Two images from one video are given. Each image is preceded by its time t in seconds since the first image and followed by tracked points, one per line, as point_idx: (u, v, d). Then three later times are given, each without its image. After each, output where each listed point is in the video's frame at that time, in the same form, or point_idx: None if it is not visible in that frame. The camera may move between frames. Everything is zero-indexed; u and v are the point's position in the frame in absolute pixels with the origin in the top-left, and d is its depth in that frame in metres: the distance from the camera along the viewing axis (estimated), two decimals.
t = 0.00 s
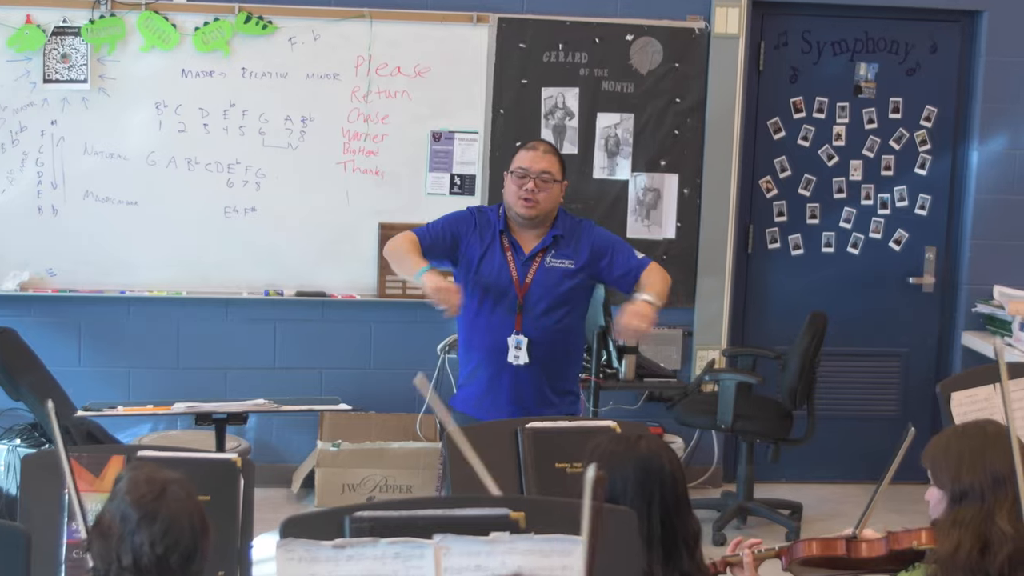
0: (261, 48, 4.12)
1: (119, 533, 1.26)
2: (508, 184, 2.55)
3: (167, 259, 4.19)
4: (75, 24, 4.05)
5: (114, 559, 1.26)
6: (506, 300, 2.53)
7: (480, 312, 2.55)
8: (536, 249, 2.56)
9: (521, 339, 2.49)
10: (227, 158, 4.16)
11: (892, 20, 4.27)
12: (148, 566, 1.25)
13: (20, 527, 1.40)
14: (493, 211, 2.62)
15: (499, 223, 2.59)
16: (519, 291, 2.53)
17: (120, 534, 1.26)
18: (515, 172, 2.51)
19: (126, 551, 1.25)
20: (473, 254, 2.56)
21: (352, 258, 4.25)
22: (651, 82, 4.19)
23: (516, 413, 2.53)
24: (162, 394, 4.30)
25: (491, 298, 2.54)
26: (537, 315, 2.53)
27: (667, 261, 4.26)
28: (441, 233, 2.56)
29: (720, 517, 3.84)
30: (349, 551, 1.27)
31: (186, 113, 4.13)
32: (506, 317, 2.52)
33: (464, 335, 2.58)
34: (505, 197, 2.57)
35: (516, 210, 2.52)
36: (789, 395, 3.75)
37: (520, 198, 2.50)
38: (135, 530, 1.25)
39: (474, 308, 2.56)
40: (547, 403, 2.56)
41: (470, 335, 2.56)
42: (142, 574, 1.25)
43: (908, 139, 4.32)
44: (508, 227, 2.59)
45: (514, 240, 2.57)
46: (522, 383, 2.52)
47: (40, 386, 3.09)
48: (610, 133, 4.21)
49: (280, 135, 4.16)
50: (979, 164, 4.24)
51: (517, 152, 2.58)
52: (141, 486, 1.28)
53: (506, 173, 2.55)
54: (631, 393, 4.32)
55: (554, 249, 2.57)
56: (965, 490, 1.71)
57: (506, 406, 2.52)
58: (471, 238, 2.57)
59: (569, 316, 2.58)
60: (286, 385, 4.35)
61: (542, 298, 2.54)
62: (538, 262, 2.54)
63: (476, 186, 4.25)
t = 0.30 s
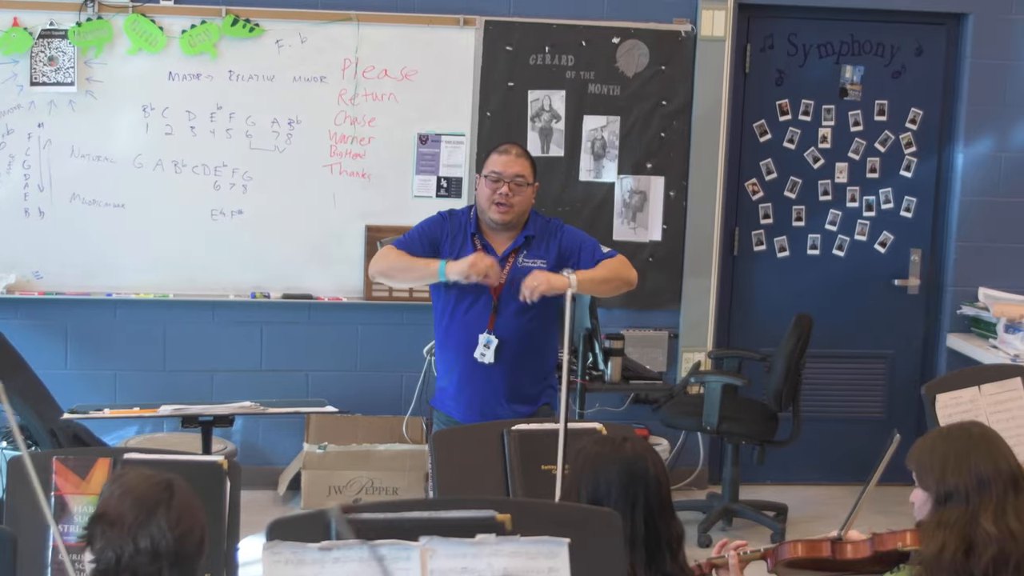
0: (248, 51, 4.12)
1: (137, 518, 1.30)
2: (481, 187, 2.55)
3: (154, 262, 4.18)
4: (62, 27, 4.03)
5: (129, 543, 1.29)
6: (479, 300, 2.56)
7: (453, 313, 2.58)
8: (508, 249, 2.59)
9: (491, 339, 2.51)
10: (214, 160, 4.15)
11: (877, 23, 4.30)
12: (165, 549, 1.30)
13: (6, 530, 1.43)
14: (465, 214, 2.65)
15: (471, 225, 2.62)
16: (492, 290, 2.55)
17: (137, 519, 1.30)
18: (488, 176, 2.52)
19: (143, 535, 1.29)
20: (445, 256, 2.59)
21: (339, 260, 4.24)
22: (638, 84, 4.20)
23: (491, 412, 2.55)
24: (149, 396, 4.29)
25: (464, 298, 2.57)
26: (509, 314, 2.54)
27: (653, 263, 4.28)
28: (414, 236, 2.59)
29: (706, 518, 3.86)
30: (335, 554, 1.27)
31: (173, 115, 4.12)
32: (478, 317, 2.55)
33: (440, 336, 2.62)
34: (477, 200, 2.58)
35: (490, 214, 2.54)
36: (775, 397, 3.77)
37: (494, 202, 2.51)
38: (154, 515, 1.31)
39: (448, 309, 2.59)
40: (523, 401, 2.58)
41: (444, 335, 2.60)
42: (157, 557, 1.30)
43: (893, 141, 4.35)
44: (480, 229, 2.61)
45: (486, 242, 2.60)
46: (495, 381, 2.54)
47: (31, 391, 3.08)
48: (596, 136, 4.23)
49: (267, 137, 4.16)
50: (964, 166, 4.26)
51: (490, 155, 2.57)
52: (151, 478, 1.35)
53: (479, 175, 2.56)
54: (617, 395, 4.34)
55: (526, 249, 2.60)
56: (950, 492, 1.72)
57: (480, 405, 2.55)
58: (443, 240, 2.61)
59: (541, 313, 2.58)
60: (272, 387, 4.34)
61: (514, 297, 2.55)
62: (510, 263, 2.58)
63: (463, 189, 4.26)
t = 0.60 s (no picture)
0: (230, 54, 4.10)
1: (133, 509, 1.35)
2: (482, 194, 2.55)
3: (136, 265, 4.16)
4: (44, 30, 4.01)
5: (126, 532, 1.33)
6: (477, 296, 2.60)
7: (449, 310, 2.60)
8: (501, 247, 2.63)
9: (495, 334, 2.57)
10: (196, 163, 4.14)
11: (858, 26, 4.33)
12: (159, 538, 1.34)
13: None
14: (449, 212, 2.66)
15: (460, 224, 2.63)
16: (491, 286, 2.60)
17: (133, 510, 1.35)
18: (491, 186, 2.51)
19: (139, 524, 1.34)
20: (439, 255, 2.59)
21: (321, 263, 4.23)
22: (620, 87, 4.22)
23: (493, 405, 2.59)
24: (131, 399, 4.27)
25: (461, 296, 2.60)
26: (508, 308, 2.61)
27: (634, 265, 4.29)
28: (405, 236, 2.58)
29: (687, 520, 3.87)
30: (317, 556, 1.28)
31: (155, 118, 4.11)
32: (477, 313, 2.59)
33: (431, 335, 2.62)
34: (474, 204, 2.58)
35: (494, 220, 2.56)
36: (756, 399, 3.79)
37: (499, 210, 2.54)
38: (148, 506, 1.36)
39: (441, 307, 2.60)
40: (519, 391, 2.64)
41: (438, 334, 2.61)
42: (151, 546, 1.34)
43: (874, 144, 4.37)
44: (471, 228, 2.63)
45: (479, 240, 2.62)
46: (496, 376, 2.59)
47: (12, 392, 3.06)
48: (578, 138, 4.24)
49: (249, 140, 4.15)
50: (944, 168, 4.30)
51: (484, 158, 2.55)
52: (144, 482, 1.42)
53: (477, 181, 2.54)
54: (598, 396, 4.35)
55: (518, 244, 2.65)
56: (930, 493, 1.74)
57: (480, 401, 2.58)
58: (434, 239, 2.60)
59: (534, 307, 2.67)
60: (254, 390, 4.33)
61: (512, 291, 2.62)
62: (505, 258, 2.62)
63: (445, 191, 4.26)
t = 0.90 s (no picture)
0: (205, 56, 4.09)
1: (106, 509, 1.42)
2: (501, 199, 2.60)
3: (110, 267, 4.13)
4: (19, 32, 3.99)
5: (99, 531, 1.40)
6: (495, 298, 2.64)
7: (469, 313, 2.63)
8: (517, 251, 2.70)
9: (512, 337, 2.62)
10: (171, 165, 4.12)
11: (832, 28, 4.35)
12: (131, 538, 1.41)
13: None
14: (464, 216, 2.68)
15: (477, 228, 2.67)
16: (509, 289, 2.66)
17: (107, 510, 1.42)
18: (513, 191, 2.57)
19: (112, 524, 1.41)
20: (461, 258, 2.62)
21: (297, 265, 4.22)
22: (595, 88, 4.23)
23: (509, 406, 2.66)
24: (105, 401, 4.25)
25: (480, 298, 2.63)
26: (523, 310, 2.68)
27: (610, 266, 4.31)
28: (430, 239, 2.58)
29: (661, 521, 3.89)
30: (291, 558, 1.28)
31: (130, 120, 4.09)
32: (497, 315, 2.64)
33: (446, 337, 2.64)
34: (492, 209, 2.62)
35: (515, 225, 2.61)
36: (729, 399, 3.81)
37: (520, 215, 2.59)
38: (122, 507, 1.43)
39: (459, 310, 2.63)
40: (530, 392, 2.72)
41: (456, 336, 2.63)
42: (123, 545, 1.40)
43: (848, 145, 4.40)
44: (487, 233, 2.67)
45: (497, 244, 2.67)
46: (511, 377, 2.65)
47: None
48: (553, 140, 4.25)
49: (225, 142, 4.13)
50: (919, 170, 4.33)
51: (502, 164, 2.60)
52: (119, 484, 1.48)
53: (496, 187, 2.59)
54: (573, 398, 4.37)
55: (532, 248, 2.74)
56: (903, 494, 1.77)
57: (496, 402, 2.64)
58: (454, 243, 2.62)
59: (544, 309, 2.76)
60: (229, 392, 4.31)
61: (526, 294, 2.69)
62: (520, 261, 2.69)
63: (420, 193, 4.24)
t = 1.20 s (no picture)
0: (174, 58, 4.08)
1: (69, 510, 1.41)
2: (527, 191, 2.69)
3: (79, 269, 4.12)
4: None
5: (62, 532, 1.39)
6: (541, 301, 2.72)
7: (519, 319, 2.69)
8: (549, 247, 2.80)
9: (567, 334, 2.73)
10: (140, 167, 4.11)
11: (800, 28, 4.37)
12: (94, 538, 1.40)
13: None
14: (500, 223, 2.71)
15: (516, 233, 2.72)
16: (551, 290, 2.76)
17: (69, 511, 1.41)
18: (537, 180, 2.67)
19: (74, 524, 1.40)
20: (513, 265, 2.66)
21: (266, 267, 4.21)
22: (563, 90, 4.25)
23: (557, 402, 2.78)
24: (74, 404, 4.23)
25: (530, 304, 2.70)
26: (562, 309, 2.80)
27: (579, 268, 4.34)
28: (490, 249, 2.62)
29: (631, 522, 3.91)
30: (259, 561, 1.28)
31: (98, 123, 4.08)
32: (544, 318, 2.73)
33: (493, 343, 2.70)
34: (520, 205, 2.70)
35: (545, 214, 2.69)
36: (699, 401, 3.83)
37: (549, 201, 2.68)
38: (85, 507, 1.42)
39: (510, 316, 2.69)
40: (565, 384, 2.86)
41: (507, 342, 2.70)
42: (86, 545, 1.40)
43: (817, 146, 4.43)
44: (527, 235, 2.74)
45: (535, 244, 2.74)
46: (558, 374, 2.77)
47: None
48: (522, 142, 4.26)
49: (193, 144, 4.12)
50: (885, 172, 4.38)
51: (521, 159, 2.71)
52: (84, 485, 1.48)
53: (521, 181, 2.69)
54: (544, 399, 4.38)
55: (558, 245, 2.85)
56: (868, 493, 1.79)
57: (544, 401, 2.75)
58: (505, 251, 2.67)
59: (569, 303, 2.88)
60: (198, 395, 4.28)
61: (562, 293, 2.81)
62: (556, 262, 2.79)
63: (389, 195, 4.24)
